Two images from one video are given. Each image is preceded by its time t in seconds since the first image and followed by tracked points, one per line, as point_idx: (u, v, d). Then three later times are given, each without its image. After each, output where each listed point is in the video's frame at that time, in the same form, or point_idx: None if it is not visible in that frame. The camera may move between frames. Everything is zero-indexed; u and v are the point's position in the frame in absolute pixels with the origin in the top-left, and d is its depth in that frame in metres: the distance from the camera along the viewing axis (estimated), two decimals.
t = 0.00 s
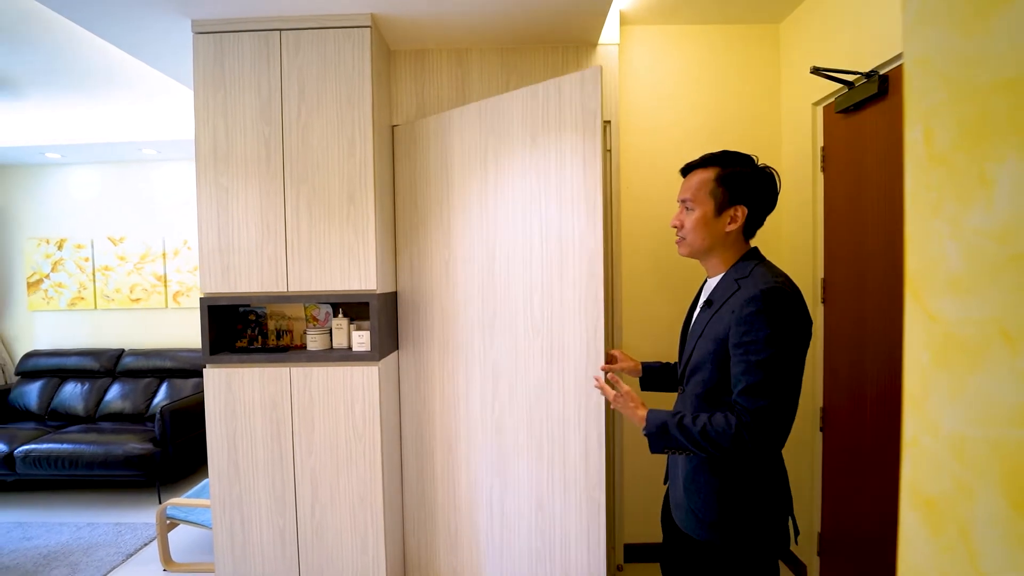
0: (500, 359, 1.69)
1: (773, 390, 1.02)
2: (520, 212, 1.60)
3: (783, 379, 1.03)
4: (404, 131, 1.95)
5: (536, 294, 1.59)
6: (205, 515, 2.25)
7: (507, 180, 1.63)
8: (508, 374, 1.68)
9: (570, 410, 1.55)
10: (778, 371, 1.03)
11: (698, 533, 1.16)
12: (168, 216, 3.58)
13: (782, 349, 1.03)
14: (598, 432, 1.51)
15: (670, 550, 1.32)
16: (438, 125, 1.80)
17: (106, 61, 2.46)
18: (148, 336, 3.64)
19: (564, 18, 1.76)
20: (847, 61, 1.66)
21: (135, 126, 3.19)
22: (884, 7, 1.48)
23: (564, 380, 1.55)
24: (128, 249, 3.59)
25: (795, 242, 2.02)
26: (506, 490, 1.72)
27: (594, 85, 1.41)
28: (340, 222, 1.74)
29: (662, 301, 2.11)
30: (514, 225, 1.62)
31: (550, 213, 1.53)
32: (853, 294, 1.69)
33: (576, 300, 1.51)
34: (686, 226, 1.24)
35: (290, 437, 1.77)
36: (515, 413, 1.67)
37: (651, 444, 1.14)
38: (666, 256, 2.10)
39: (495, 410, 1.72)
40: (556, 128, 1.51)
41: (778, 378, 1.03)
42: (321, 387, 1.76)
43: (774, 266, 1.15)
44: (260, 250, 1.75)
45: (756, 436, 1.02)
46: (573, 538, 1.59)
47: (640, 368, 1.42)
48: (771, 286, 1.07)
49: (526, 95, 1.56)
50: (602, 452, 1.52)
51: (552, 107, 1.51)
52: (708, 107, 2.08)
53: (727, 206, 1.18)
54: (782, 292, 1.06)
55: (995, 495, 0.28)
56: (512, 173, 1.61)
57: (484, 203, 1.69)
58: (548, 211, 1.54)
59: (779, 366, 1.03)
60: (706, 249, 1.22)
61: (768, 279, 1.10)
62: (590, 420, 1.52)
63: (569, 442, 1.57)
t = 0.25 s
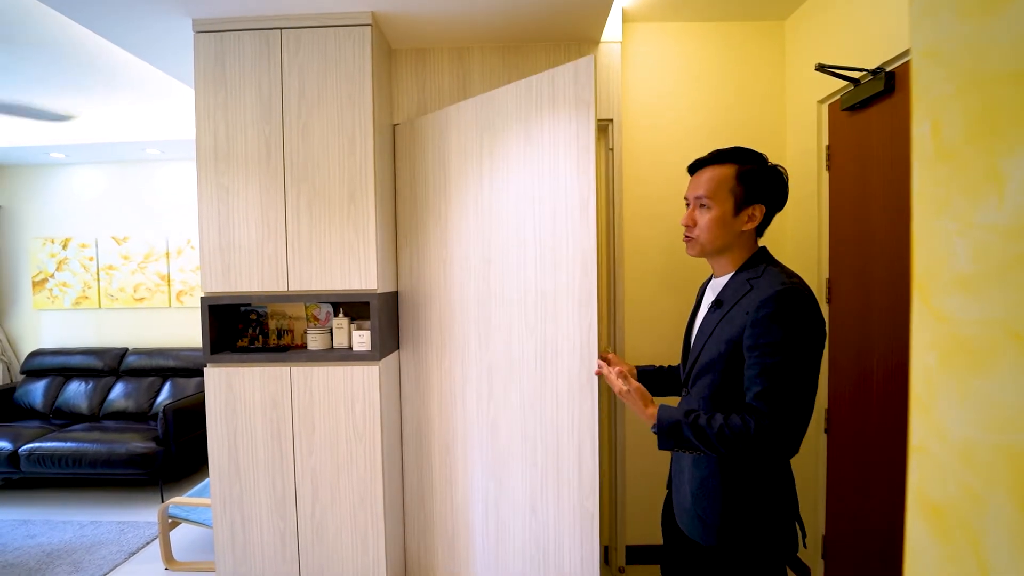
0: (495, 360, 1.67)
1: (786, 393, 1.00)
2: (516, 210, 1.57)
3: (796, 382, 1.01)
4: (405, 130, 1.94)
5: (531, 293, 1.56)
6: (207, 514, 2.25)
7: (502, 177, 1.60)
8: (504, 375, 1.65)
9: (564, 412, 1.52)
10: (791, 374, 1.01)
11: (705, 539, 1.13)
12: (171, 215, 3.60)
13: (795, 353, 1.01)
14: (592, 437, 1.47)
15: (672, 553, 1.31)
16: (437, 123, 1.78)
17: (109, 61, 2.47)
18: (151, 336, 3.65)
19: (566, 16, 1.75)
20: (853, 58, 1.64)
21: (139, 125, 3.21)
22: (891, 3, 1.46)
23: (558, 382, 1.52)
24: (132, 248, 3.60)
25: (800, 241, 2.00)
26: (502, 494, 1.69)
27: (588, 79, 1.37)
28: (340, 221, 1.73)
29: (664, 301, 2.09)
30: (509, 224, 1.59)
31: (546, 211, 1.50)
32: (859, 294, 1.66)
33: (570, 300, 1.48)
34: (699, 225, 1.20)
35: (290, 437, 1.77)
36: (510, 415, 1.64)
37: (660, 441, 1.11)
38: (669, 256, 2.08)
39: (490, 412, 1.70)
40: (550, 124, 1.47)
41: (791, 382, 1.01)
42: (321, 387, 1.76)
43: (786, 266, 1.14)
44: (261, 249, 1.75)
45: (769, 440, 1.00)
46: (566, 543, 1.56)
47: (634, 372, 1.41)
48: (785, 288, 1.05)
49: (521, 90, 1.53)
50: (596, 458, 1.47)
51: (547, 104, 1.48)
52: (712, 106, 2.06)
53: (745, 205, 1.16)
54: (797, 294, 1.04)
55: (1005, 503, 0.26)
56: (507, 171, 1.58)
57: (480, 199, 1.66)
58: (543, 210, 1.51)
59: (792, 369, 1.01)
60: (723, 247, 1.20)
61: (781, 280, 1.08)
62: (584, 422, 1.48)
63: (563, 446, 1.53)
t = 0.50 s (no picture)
0: (492, 362, 1.65)
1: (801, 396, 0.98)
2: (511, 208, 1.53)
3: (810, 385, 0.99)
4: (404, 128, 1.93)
5: (526, 293, 1.52)
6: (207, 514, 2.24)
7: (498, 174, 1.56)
8: (500, 377, 1.63)
9: (558, 418, 1.46)
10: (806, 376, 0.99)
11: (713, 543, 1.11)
12: (173, 215, 3.60)
13: (809, 353, 0.99)
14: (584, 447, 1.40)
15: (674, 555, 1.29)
16: (435, 120, 1.77)
17: (110, 61, 2.47)
18: (154, 335, 3.66)
19: (567, 13, 1.74)
20: (858, 54, 1.62)
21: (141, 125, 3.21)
22: None
23: (553, 386, 1.46)
24: (134, 248, 3.61)
25: (804, 240, 1.98)
26: (498, 497, 1.66)
27: (583, 71, 1.30)
28: (339, 220, 1.72)
29: (666, 301, 2.08)
30: (505, 223, 1.56)
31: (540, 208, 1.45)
32: (864, 293, 1.64)
33: (565, 300, 1.42)
34: (703, 224, 1.19)
35: (290, 437, 1.76)
36: (506, 417, 1.61)
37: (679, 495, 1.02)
38: (671, 255, 2.06)
39: (487, 413, 1.68)
40: (545, 119, 1.41)
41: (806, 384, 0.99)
42: (321, 387, 1.75)
43: (795, 266, 1.12)
44: (261, 248, 1.74)
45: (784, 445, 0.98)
46: (561, 553, 1.50)
47: (628, 376, 1.39)
48: (795, 288, 1.03)
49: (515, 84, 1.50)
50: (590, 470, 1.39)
51: (542, 98, 1.43)
52: (715, 103, 2.03)
53: (750, 203, 1.14)
54: (808, 293, 1.02)
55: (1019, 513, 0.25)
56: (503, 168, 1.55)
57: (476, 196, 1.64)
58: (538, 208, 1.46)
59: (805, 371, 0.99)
60: (728, 246, 1.18)
61: (789, 279, 1.06)
62: (578, 429, 1.41)
63: (558, 453, 1.47)
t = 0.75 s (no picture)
0: (490, 364, 1.63)
1: (819, 398, 0.96)
2: (508, 208, 1.51)
3: (827, 386, 0.97)
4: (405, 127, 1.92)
5: (523, 293, 1.49)
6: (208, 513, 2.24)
7: (496, 173, 1.55)
8: (498, 378, 1.61)
9: (555, 421, 1.42)
10: (823, 377, 0.97)
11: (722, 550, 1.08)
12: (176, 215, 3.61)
13: (820, 356, 0.98)
14: (581, 452, 1.36)
15: (677, 559, 1.27)
16: (435, 119, 1.75)
17: (113, 61, 2.47)
18: (157, 335, 3.67)
19: (570, 10, 1.72)
20: (866, 51, 1.60)
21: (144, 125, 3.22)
22: None
23: (550, 388, 1.43)
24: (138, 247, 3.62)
25: (809, 239, 1.95)
26: (497, 499, 1.64)
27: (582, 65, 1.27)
28: (339, 219, 1.71)
29: (669, 301, 2.06)
30: (503, 223, 1.54)
31: (537, 208, 1.42)
32: (871, 293, 1.62)
33: (560, 302, 1.39)
34: (708, 221, 1.16)
35: (290, 437, 1.76)
36: (503, 419, 1.60)
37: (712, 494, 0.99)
38: (675, 255, 2.04)
39: (485, 415, 1.66)
40: (543, 118, 1.39)
41: (823, 386, 0.97)
42: (320, 387, 1.74)
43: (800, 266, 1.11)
44: (261, 248, 1.73)
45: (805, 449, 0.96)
46: (557, 560, 1.47)
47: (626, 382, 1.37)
48: (806, 287, 1.01)
49: (513, 81, 1.47)
50: (586, 474, 1.35)
51: (540, 96, 1.40)
52: (718, 102, 2.01)
53: (758, 201, 1.12)
54: (821, 294, 1.00)
55: None
56: (501, 166, 1.53)
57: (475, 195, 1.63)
58: (535, 207, 1.44)
59: (822, 372, 0.97)
60: (733, 245, 1.16)
61: (797, 279, 1.04)
62: (574, 433, 1.37)
63: (554, 458, 1.44)
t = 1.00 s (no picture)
0: (487, 366, 1.62)
1: (831, 400, 0.95)
2: (506, 208, 1.50)
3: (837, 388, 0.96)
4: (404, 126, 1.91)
5: (521, 294, 1.48)
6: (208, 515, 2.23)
7: (494, 173, 1.53)
8: (497, 379, 1.59)
9: (553, 424, 1.41)
10: (834, 379, 0.96)
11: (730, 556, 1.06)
12: (177, 216, 3.61)
13: (826, 360, 0.96)
14: (579, 456, 1.34)
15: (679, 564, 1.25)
16: (433, 118, 1.74)
17: (112, 62, 2.47)
18: (158, 336, 3.67)
19: (569, 8, 1.70)
20: (870, 47, 1.57)
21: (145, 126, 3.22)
22: None
23: (548, 391, 1.41)
24: (139, 248, 3.62)
25: (813, 239, 1.93)
26: (496, 502, 1.63)
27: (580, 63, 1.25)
28: (338, 220, 1.70)
29: (670, 301, 2.04)
30: (501, 223, 1.52)
31: (535, 209, 1.41)
32: (876, 292, 1.59)
33: (558, 303, 1.37)
34: (709, 220, 1.14)
35: (289, 439, 1.75)
36: (502, 422, 1.58)
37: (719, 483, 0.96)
38: (676, 255, 2.02)
39: (483, 418, 1.65)
40: (541, 116, 1.37)
41: (834, 388, 0.95)
42: (319, 388, 1.73)
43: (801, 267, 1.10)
44: (260, 248, 1.72)
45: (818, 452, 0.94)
46: (556, 564, 1.45)
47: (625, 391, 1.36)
48: (814, 288, 1.00)
49: (511, 79, 1.45)
50: (585, 478, 1.33)
51: (537, 94, 1.38)
52: (720, 100, 1.99)
53: (760, 201, 1.11)
54: (829, 294, 0.99)
55: None
56: (499, 166, 1.51)
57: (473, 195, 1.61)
58: (532, 207, 1.42)
59: (834, 374, 0.96)
60: (733, 245, 1.14)
61: (802, 280, 1.03)
62: (572, 436, 1.35)
63: (552, 461, 1.42)
